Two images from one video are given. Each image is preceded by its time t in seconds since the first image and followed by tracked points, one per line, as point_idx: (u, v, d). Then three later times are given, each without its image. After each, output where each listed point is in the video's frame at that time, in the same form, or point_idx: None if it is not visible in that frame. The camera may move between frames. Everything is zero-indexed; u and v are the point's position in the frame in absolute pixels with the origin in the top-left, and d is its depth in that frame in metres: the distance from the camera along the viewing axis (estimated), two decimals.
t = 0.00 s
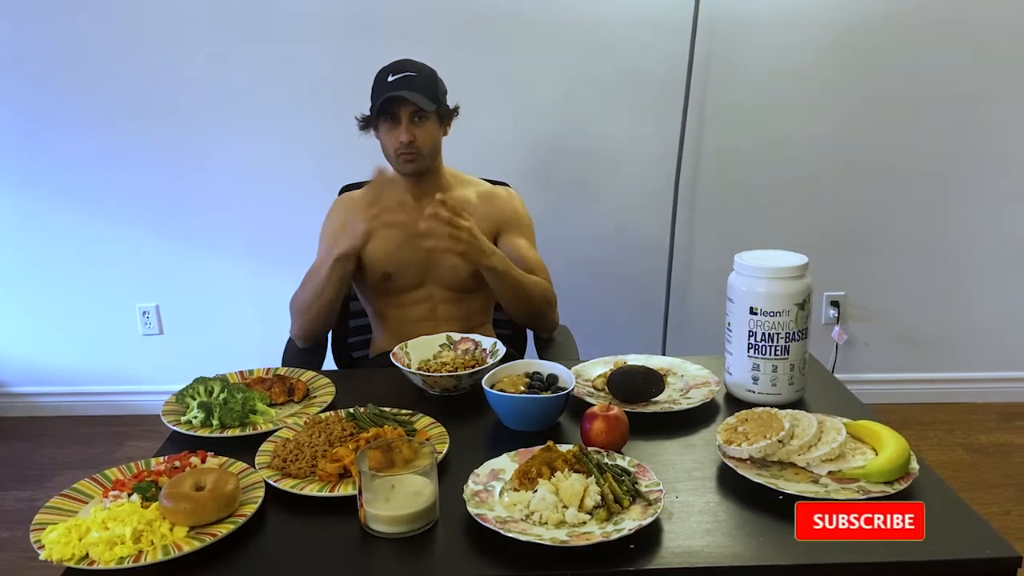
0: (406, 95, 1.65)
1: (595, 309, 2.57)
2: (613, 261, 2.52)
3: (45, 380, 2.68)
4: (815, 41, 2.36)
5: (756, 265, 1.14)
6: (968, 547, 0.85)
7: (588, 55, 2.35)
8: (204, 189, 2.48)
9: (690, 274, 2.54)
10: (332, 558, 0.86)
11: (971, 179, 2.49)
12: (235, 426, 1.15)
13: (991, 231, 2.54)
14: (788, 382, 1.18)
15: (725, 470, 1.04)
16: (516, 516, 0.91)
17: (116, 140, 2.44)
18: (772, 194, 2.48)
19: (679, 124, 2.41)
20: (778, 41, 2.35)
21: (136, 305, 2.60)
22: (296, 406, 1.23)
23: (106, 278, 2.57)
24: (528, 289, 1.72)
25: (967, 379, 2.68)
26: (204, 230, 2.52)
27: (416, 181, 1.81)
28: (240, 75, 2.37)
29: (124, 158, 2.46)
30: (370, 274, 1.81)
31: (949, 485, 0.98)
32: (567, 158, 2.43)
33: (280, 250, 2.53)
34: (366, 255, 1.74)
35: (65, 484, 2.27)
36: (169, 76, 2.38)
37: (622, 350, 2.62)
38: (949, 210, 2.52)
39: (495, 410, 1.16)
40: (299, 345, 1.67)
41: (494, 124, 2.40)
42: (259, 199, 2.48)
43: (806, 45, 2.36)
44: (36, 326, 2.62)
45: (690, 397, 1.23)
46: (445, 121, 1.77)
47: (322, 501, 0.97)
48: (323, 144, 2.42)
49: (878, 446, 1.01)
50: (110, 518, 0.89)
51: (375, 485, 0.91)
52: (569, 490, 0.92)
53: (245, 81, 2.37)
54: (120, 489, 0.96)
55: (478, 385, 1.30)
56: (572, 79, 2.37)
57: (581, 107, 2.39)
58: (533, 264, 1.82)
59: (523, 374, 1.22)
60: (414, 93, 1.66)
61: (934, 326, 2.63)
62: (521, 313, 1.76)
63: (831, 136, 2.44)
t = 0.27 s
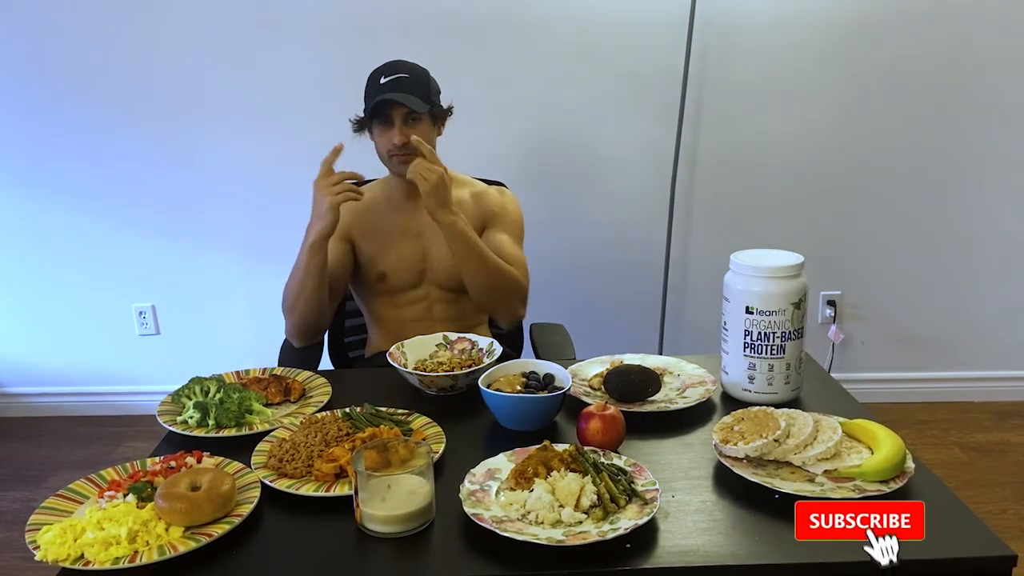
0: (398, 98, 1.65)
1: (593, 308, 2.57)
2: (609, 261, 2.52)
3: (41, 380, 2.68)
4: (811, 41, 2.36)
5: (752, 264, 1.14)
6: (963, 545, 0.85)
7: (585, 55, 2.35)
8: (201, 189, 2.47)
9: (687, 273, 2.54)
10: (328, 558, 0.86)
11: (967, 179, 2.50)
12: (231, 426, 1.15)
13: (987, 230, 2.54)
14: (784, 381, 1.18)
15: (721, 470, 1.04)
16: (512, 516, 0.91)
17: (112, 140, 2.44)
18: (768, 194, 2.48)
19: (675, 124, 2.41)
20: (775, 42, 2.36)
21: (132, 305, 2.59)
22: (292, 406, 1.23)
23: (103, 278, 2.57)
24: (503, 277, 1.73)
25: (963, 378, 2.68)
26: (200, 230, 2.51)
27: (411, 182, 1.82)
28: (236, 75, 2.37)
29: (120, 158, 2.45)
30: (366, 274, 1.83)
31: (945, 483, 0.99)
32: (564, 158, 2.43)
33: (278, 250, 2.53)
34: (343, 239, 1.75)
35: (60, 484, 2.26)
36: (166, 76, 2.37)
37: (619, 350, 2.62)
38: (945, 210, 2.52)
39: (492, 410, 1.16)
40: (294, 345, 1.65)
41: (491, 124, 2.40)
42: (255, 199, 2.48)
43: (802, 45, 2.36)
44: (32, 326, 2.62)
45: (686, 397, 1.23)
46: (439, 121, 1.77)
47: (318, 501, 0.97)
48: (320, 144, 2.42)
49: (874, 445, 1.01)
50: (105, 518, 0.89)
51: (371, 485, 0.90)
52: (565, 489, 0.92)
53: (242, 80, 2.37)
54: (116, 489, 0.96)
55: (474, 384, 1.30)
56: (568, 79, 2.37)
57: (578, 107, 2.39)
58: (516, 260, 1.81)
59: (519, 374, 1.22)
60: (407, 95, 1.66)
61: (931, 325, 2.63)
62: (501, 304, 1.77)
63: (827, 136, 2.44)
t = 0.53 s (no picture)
0: (392, 99, 1.65)
1: (591, 308, 2.57)
2: (607, 260, 2.52)
3: (39, 380, 2.67)
4: (810, 41, 2.37)
5: (749, 264, 1.14)
6: (960, 544, 0.85)
7: (584, 54, 2.35)
8: (199, 187, 2.47)
9: (684, 273, 2.54)
10: (325, 558, 0.86)
11: (964, 178, 2.50)
12: (228, 426, 1.15)
13: (984, 231, 2.55)
14: (782, 380, 1.18)
15: (719, 469, 1.04)
16: (510, 516, 0.91)
17: (111, 140, 2.43)
18: (767, 193, 2.48)
19: (673, 123, 2.41)
20: (773, 41, 2.36)
21: (130, 305, 2.59)
22: (290, 406, 1.23)
23: (100, 279, 2.56)
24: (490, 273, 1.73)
25: (961, 378, 2.68)
26: (198, 229, 2.51)
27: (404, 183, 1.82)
28: (236, 75, 2.36)
29: (122, 155, 2.44)
30: (361, 275, 1.82)
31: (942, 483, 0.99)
32: (563, 157, 2.43)
33: (277, 250, 2.52)
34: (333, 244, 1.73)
35: (58, 485, 2.26)
36: (165, 76, 2.37)
37: (618, 349, 2.62)
38: (942, 210, 2.53)
39: (489, 409, 1.16)
40: (290, 346, 1.64)
41: (489, 123, 2.40)
42: (254, 198, 2.47)
43: (801, 45, 2.37)
44: (30, 326, 2.61)
45: (683, 396, 1.23)
46: (434, 121, 1.76)
47: (316, 501, 0.97)
48: (318, 142, 2.42)
49: (871, 444, 1.01)
50: (102, 518, 0.89)
51: (369, 485, 0.90)
52: (563, 489, 0.92)
53: (239, 78, 2.37)
54: (113, 489, 0.96)
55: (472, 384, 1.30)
56: (567, 79, 2.37)
57: (576, 106, 2.39)
58: (504, 256, 1.82)
59: (517, 374, 1.22)
60: (401, 96, 1.66)
61: (928, 325, 2.64)
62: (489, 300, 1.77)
63: (824, 135, 2.45)
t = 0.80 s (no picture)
0: (388, 100, 1.65)
1: (588, 307, 2.57)
2: (604, 260, 2.52)
3: (35, 380, 2.67)
4: (808, 41, 2.37)
5: (746, 263, 1.14)
6: (954, 543, 0.85)
7: (580, 54, 2.35)
8: (195, 187, 2.47)
9: (681, 273, 2.54)
10: (321, 557, 0.86)
11: (961, 178, 2.51)
12: (225, 426, 1.15)
13: (981, 230, 2.55)
14: (779, 380, 1.18)
15: (716, 468, 1.04)
16: (507, 515, 0.91)
17: (108, 140, 2.43)
18: (764, 192, 2.48)
19: (670, 122, 2.41)
20: (769, 41, 2.36)
21: (126, 305, 2.58)
22: (287, 406, 1.23)
23: (96, 279, 2.56)
24: (486, 268, 1.74)
25: (957, 376, 2.69)
26: (195, 229, 2.51)
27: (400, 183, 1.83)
28: (234, 75, 2.36)
29: (120, 154, 2.44)
30: (358, 276, 1.82)
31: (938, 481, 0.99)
32: (560, 157, 2.43)
33: (274, 250, 2.52)
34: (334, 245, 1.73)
35: (54, 485, 2.25)
36: (163, 76, 2.37)
37: (615, 349, 2.62)
38: (939, 209, 2.53)
39: (486, 409, 1.16)
40: (287, 347, 1.64)
41: (486, 123, 2.40)
42: (250, 198, 2.47)
43: (799, 45, 2.37)
44: (26, 326, 2.61)
45: (680, 395, 1.23)
46: (431, 121, 1.76)
47: (312, 501, 0.97)
48: (314, 141, 2.41)
49: (868, 443, 1.01)
50: (99, 518, 0.89)
51: (365, 485, 0.90)
52: (559, 488, 0.92)
53: (235, 77, 2.36)
54: (109, 489, 0.96)
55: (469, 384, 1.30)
56: (565, 79, 2.37)
57: (573, 105, 2.39)
58: (498, 251, 1.81)
59: (514, 373, 1.22)
60: (397, 97, 1.66)
61: (924, 324, 2.64)
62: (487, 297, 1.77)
63: (821, 135, 2.45)
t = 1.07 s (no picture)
0: (388, 98, 1.64)
1: (585, 307, 2.57)
2: (601, 260, 2.52)
3: (31, 380, 2.66)
4: (806, 41, 2.37)
5: (743, 263, 1.14)
6: (951, 542, 0.85)
7: (577, 53, 2.35)
8: (192, 186, 2.46)
9: (678, 273, 2.54)
10: (317, 557, 0.86)
11: (958, 178, 2.51)
12: (221, 426, 1.15)
13: (977, 230, 2.56)
14: (775, 379, 1.18)
15: (712, 468, 1.04)
16: (503, 514, 0.91)
17: (106, 140, 2.43)
18: (761, 192, 2.49)
19: (667, 122, 2.41)
20: (766, 41, 2.36)
21: (123, 305, 2.58)
22: (283, 406, 1.23)
23: (92, 279, 2.55)
24: (487, 265, 1.75)
25: (953, 376, 2.69)
26: (191, 228, 2.50)
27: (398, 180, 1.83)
28: (233, 75, 2.36)
29: (117, 152, 2.44)
30: (355, 275, 1.82)
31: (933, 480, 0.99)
32: (557, 156, 2.43)
33: (271, 250, 2.52)
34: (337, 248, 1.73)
35: (51, 485, 2.25)
36: (159, 77, 2.36)
37: (612, 349, 2.62)
38: (935, 208, 2.53)
39: (483, 409, 1.16)
40: (284, 346, 1.64)
41: (483, 122, 2.40)
42: (247, 197, 2.47)
43: (796, 45, 2.37)
44: (22, 325, 2.60)
45: (676, 395, 1.23)
46: (430, 118, 1.75)
47: (308, 501, 0.97)
48: (311, 140, 2.41)
49: (864, 442, 1.01)
50: (94, 518, 0.88)
51: (361, 485, 0.90)
52: (556, 488, 0.92)
53: (231, 76, 2.36)
54: (105, 489, 0.95)
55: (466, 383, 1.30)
56: (563, 80, 2.37)
57: (570, 104, 2.39)
58: (498, 248, 1.81)
59: (511, 373, 1.22)
60: (397, 94, 1.65)
61: (921, 323, 2.65)
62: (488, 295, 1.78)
63: (818, 134, 2.45)
